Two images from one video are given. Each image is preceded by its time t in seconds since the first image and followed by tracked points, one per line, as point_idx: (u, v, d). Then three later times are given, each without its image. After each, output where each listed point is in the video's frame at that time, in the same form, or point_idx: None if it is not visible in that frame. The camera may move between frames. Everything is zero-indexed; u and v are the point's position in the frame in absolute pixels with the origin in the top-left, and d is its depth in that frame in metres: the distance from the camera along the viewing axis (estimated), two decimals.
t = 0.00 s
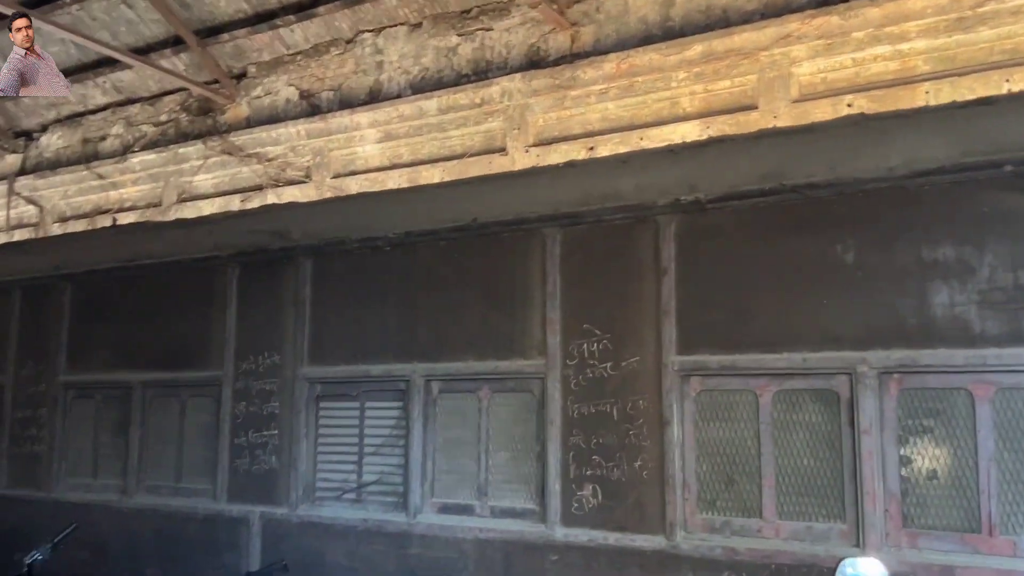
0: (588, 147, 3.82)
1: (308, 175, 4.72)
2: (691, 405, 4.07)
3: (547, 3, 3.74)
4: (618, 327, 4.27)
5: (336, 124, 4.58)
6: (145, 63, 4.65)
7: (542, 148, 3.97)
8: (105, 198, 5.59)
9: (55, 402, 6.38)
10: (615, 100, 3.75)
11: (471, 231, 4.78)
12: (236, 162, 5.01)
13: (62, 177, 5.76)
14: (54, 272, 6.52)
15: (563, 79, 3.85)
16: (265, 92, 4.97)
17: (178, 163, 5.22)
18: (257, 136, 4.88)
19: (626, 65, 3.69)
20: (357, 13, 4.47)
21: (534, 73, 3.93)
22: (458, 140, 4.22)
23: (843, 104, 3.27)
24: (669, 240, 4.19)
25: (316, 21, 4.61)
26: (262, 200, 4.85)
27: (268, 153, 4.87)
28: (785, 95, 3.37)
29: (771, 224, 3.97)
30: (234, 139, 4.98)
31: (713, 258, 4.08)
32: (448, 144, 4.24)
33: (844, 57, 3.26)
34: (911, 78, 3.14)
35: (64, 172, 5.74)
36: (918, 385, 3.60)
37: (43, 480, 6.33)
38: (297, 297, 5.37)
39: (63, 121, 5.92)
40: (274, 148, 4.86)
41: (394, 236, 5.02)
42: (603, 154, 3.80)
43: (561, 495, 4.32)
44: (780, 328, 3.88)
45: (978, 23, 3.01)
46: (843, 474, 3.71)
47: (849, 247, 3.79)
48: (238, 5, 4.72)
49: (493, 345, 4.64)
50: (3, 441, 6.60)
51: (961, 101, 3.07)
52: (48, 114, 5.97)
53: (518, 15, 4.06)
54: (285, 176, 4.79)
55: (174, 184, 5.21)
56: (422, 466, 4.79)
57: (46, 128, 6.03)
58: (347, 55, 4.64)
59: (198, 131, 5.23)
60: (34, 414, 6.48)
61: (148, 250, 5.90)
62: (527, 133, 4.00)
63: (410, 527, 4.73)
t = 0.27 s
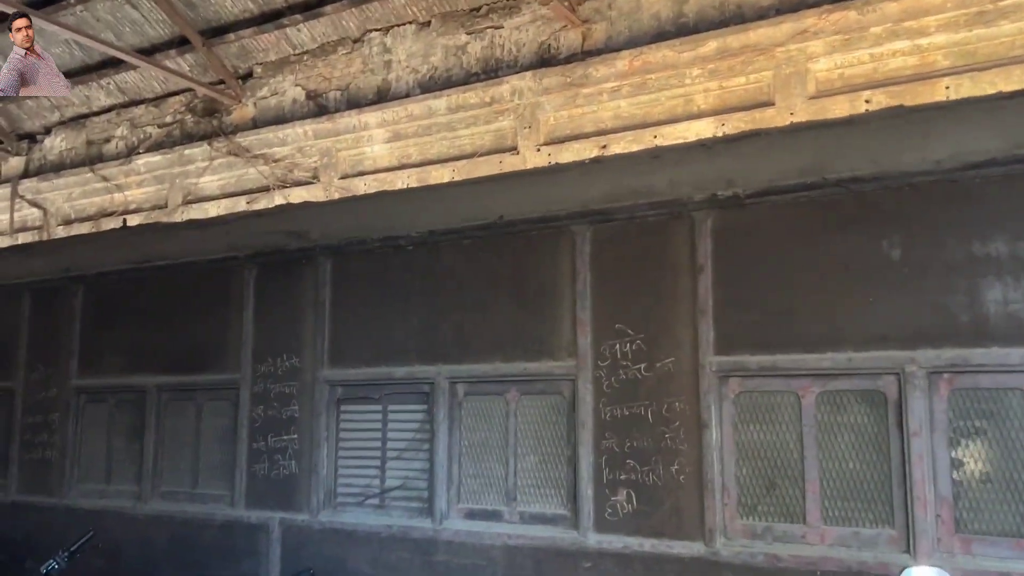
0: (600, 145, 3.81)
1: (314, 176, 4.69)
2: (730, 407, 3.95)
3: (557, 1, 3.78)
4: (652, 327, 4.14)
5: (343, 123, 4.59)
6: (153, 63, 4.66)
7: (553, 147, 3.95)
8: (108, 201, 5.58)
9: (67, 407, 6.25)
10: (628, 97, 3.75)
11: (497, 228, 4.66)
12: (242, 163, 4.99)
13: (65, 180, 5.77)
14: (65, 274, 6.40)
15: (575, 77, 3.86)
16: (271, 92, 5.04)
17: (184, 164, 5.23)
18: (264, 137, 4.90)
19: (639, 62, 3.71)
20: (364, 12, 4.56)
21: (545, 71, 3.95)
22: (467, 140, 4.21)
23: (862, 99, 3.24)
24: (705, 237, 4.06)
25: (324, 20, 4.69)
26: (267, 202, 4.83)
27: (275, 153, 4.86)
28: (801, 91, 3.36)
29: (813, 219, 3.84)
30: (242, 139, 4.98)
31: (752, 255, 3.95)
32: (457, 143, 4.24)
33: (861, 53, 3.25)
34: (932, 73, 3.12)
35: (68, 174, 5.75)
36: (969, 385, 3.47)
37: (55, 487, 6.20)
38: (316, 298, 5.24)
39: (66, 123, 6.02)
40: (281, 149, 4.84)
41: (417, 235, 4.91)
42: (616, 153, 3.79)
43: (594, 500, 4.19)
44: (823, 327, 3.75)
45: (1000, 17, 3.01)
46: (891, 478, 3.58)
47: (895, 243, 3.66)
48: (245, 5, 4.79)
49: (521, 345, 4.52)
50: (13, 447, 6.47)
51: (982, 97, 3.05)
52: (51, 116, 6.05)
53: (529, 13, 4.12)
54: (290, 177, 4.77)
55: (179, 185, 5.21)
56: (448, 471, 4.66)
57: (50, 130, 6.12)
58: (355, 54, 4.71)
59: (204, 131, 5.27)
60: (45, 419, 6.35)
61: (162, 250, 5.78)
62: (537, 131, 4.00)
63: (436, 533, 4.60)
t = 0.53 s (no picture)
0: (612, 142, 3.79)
1: (320, 175, 4.65)
2: (771, 403, 3.79)
3: None
4: (687, 320, 3.97)
5: (349, 121, 4.54)
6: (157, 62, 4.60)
7: (563, 144, 3.93)
8: (111, 203, 5.53)
9: (75, 408, 6.10)
10: (640, 93, 3.73)
11: (521, 220, 4.50)
12: (247, 163, 4.94)
13: (68, 182, 5.70)
14: (73, 273, 6.25)
15: (586, 72, 3.83)
16: (276, 91, 4.98)
17: (188, 165, 5.16)
18: (268, 136, 4.84)
19: (652, 57, 3.68)
20: (370, 9, 4.52)
21: (555, 67, 3.92)
22: (476, 137, 4.17)
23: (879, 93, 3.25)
24: (743, 226, 3.90)
25: (330, 17, 4.65)
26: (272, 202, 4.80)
27: (280, 153, 4.81)
28: (817, 85, 3.35)
29: (857, 207, 3.68)
30: (246, 139, 4.93)
31: (792, 244, 3.79)
32: (465, 141, 4.20)
33: (879, 45, 3.24)
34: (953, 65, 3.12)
35: (70, 176, 5.68)
36: None
37: (64, 491, 6.05)
38: (334, 294, 5.09)
39: (69, 124, 5.92)
40: (287, 149, 4.78)
41: (438, 228, 4.76)
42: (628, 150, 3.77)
43: (627, 501, 4.03)
44: (868, 319, 3.59)
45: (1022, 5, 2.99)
46: (943, 476, 3.42)
47: (944, 230, 3.50)
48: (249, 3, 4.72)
49: (547, 341, 4.36)
50: (20, 450, 6.32)
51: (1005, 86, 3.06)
52: (54, 117, 5.94)
53: (539, 9, 4.10)
54: (296, 177, 4.73)
55: (183, 186, 5.18)
56: (472, 471, 4.50)
57: (53, 132, 6.02)
58: (361, 51, 4.66)
59: (208, 132, 5.19)
60: (53, 421, 6.19)
61: (173, 247, 5.65)
62: (547, 128, 3.97)
63: (461, 536, 4.43)
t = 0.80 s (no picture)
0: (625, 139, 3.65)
1: (326, 175, 4.47)
2: (817, 402, 3.59)
3: None
4: (726, 315, 3.78)
5: (354, 121, 4.35)
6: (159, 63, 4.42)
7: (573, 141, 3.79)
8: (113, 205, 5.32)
9: (81, 413, 5.90)
10: (652, 89, 3.58)
11: (547, 212, 4.30)
12: (251, 164, 4.74)
13: (67, 185, 5.45)
14: (77, 273, 6.06)
15: (596, 68, 3.65)
16: (280, 91, 4.74)
17: (191, 167, 4.97)
18: (273, 137, 4.63)
19: (664, 51, 3.51)
20: (374, 4, 4.28)
21: (564, 63, 3.74)
22: (484, 136, 4.01)
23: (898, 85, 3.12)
24: (785, 214, 3.71)
25: (335, 15, 4.40)
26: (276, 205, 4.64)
27: (285, 154, 4.61)
28: (834, 79, 3.22)
29: (908, 193, 3.49)
30: (250, 140, 4.71)
31: (838, 234, 3.60)
32: (473, 140, 4.04)
33: (896, 37, 3.10)
34: (974, 56, 2.98)
35: (69, 179, 5.43)
36: None
37: (69, 498, 5.85)
38: (350, 291, 4.90)
39: (69, 126, 5.67)
40: (291, 149, 4.59)
41: (459, 221, 4.57)
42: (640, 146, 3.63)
43: (665, 505, 3.83)
44: (922, 312, 3.40)
45: None
46: (1005, 476, 3.23)
47: (1004, 217, 3.30)
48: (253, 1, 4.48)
49: (576, 338, 4.16)
50: (24, 456, 6.12)
51: None
52: (54, 120, 5.67)
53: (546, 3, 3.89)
54: (303, 177, 4.56)
55: (187, 188, 4.98)
56: (498, 475, 4.30)
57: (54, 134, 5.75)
58: (365, 49, 4.43)
59: (211, 133, 4.95)
60: (58, 426, 5.99)
61: (181, 245, 5.47)
62: (556, 125, 3.81)
63: (488, 543, 4.23)
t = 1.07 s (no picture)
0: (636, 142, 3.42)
1: (330, 180, 4.25)
2: (873, 408, 3.42)
3: None
4: (774, 318, 3.60)
5: (360, 125, 4.15)
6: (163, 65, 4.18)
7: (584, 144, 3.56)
8: (115, 212, 5.10)
9: (90, 423, 5.72)
10: (665, 89, 3.36)
11: (580, 211, 4.12)
12: (255, 169, 4.53)
13: (69, 192, 5.24)
14: (86, 280, 5.85)
15: (608, 68, 3.46)
16: (284, 94, 4.53)
17: (195, 172, 4.77)
18: (278, 141, 4.44)
19: (677, 50, 3.31)
20: (380, 5, 4.08)
21: (575, 63, 3.54)
22: (493, 139, 3.79)
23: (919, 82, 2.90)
24: (835, 212, 3.54)
25: (341, 18, 4.22)
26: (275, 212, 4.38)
27: (289, 159, 4.40)
28: (852, 77, 3.00)
29: (967, 188, 3.33)
30: (255, 144, 4.51)
31: (893, 232, 3.43)
32: (482, 143, 3.80)
33: (917, 33, 2.90)
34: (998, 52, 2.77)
35: (72, 185, 5.23)
36: None
37: (79, 512, 5.67)
38: (371, 296, 4.72)
39: (70, 133, 5.44)
40: (296, 153, 4.38)
41: (486, 222, 4.39)
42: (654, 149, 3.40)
43: (710, 518, 3.64)
44: (986, 313, 3.22)
45: None
46: None
47: None
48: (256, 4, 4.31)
49: (611, 343, 3.97)
50: (32, 469, 5.94)
51: None
52: (54, 127, 5.44)
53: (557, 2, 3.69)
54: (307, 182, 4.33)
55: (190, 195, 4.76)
56: (531, 488, 4.11)
57: (54, 140, 5.54)
58: (372, 52, 4.23)
59: (215, 137, 4.74)
60: (67, 437, 5.82)
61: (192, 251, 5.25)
62: (567, 127, 3.58)
63: (520, 558, 4.05)
